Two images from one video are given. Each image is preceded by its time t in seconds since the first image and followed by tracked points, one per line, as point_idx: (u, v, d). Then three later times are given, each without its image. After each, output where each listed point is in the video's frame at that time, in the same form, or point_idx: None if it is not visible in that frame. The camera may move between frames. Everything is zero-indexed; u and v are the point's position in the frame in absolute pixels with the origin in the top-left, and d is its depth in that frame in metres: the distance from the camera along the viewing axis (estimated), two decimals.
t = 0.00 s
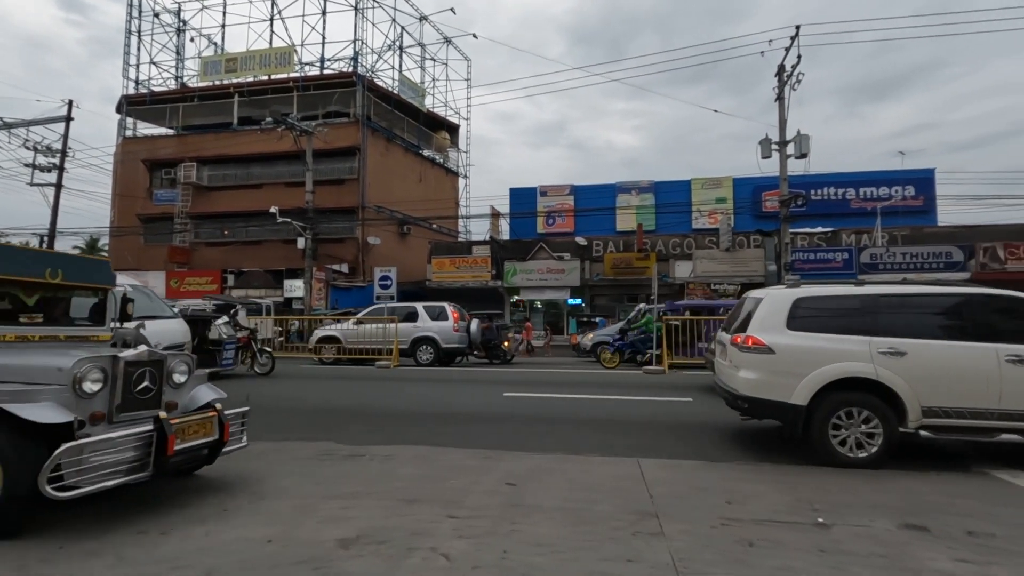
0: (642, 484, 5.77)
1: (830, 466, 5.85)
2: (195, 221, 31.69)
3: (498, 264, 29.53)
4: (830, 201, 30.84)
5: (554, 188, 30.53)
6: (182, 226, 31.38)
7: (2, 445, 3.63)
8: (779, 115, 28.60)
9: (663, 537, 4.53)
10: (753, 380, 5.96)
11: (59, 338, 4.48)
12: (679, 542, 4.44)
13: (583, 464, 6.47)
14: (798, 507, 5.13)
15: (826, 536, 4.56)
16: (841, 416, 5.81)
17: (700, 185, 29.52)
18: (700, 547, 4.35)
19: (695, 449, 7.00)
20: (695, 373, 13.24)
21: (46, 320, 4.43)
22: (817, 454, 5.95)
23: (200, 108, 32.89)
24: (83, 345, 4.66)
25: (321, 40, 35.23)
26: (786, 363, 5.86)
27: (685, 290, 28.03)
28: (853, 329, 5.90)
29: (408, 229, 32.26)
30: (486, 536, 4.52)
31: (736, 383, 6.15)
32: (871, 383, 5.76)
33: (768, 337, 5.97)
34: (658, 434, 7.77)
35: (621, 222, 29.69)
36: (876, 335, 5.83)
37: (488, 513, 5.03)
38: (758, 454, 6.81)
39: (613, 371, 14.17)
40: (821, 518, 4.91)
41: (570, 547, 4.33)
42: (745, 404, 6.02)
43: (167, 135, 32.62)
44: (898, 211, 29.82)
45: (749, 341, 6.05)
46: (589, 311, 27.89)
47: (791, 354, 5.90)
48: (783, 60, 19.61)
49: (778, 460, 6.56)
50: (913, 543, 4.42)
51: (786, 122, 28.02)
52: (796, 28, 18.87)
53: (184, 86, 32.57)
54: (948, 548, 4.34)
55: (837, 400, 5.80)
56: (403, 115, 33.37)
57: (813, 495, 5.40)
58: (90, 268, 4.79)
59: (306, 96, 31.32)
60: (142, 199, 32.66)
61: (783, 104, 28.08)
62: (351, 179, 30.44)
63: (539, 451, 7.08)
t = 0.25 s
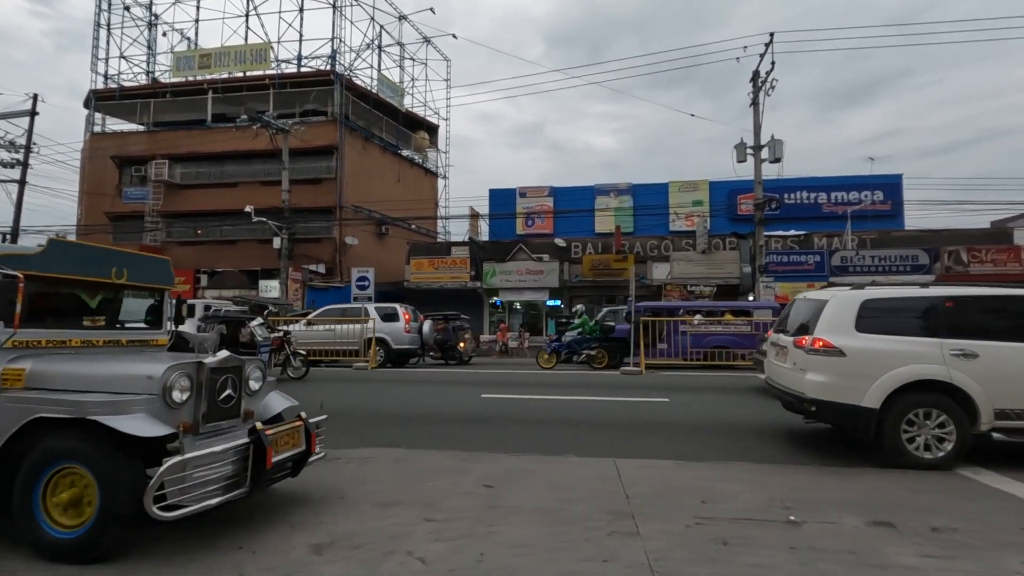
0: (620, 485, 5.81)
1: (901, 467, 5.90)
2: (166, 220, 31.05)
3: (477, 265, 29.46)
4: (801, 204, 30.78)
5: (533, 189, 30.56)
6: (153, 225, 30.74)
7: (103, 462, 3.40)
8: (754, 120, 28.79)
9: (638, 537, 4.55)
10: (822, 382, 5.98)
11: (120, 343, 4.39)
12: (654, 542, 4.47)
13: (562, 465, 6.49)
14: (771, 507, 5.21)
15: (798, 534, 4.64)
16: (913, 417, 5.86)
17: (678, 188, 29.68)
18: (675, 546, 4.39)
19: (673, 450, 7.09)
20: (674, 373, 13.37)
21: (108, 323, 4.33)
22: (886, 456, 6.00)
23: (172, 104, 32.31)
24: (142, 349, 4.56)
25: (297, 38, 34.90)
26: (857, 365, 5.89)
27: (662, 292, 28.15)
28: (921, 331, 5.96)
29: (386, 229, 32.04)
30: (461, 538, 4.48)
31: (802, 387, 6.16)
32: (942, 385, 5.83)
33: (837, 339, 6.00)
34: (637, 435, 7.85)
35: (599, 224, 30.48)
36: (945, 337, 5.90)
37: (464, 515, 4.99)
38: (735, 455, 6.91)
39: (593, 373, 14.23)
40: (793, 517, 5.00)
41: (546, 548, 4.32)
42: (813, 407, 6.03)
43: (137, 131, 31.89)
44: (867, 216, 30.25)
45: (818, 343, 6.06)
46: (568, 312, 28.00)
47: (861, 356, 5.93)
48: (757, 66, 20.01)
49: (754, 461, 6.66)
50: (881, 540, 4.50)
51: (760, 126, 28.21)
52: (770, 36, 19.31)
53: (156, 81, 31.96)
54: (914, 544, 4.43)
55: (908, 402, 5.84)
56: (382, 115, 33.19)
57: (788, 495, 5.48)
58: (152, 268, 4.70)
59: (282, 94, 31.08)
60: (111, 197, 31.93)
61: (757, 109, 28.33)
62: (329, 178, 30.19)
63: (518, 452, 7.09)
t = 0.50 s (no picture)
0: (596, 486, 5.85)
1: (972, 467, 5.94)
2: (135, 218, 30.27)
3: (455, 266, 29.25)
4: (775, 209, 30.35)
5: (512, 191, 30.53)
6: (121, 223, 29.94)
7: (240, 480, 3.13)
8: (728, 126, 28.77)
9: (616, 539, 4.55)
10: (894, 382, 6.01)
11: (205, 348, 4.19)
12: (632, 543, 4.47)
13: (539, 467, 6.51)
14: (746, 508, 5.28)
15: (771, 533, 4.70)
16: (985, 416, 5.91)
17: (654, 191, 29.82)
18: (653, 547, 4.39)
19: (649, 453, 7.17)
20: (650, 375, 13.49)
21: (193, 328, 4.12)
22: (956, 456, 6.04)
23: (141, 100, 31.55)
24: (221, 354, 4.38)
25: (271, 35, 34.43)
26: (929, 365, 5.94)
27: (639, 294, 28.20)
28: (989, 330, 6.05)
29: (363, 229, 31.70)
30: (437, 542, 4.44)
31: (871, 385, 6.18)
32: (1011, 383, 5.91)
33: (907, 338, 6.04)
34: (615, 439, 7.93)
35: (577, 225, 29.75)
36: (1012, 335, 6.00)
37: (439, 518, 4.94)
38: (710, 458, 7.02)
39: (570, 375, 14.30)
40: (767, 516, 5.07)
41: (524, 551, 4.29)
42: (881, 405, 6.07)
43: (103, 127, 31.05)
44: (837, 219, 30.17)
45: (888, 344, 6.09)
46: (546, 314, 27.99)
47: (933, 355, 5.98)
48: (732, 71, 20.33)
49: (728, 463, 6.78)
50: (851, 538, 4.59)
51: (734, 132, 28.26)
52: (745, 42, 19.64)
53: (124, 76, 31.17)
54: (882, 542, 4.54)
55: (980, 403, 5.91)
56: (359, 114, 32.86)
57: (761, 496, 5.58)
58: (230, 267, 4.49)
59: (257, 91, 30.68)
60: (76, 194, 31.01)
61: (732, 115, 28.32)
62: (305, 178, 29.81)
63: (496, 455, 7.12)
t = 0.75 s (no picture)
0: (577, 488, 5.88)
1: None
2: (104, 217, 29.48)
3: (435, 267, 28.94)
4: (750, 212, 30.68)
5: (492, 192, 30.44)
6: (89, 222, 29.13)
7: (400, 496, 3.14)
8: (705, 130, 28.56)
9: (597, 541, 4.54)
10: (966, 385, 6.09)
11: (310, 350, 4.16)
12: (613, 545, 4.46)
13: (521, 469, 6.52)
14: (725, 508, 5.34)
15: (749, 532, 4.75)
16: None
17: (633, 193, 29.93)
18: (634, 549, 4.39)
19: (628, 454, 7.23)
20: (630, 376, 13.58)
21: (297, 332, 4.09)
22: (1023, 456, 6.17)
23: (111, 95, 30.83)
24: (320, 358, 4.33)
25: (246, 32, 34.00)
26: (998, 367, 6.05)
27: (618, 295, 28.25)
28: None
29: (342, 229, 31.33)
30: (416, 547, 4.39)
31: (939, 387, 6.25)
32: None
33: (978, 341, 6.13)
34: (596, 440, 7.98)
35: (558, 227, 29.60)
36: None
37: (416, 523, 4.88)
38: (689, 459, 7.10)
39: (551, 377, 14.33)
40: (745, 516, 5.13)
41: (504, 554, 4.25)
42: (952, 408, 6.15)
43: (71, 123, 30.22)
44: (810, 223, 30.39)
45: (957, 347, 6.18)
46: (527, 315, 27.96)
47: (1001, 357, 6.08)
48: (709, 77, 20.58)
49: (706, 464, 6.86)
50: (826, 537, 4.66)
51: (711, 135, 28.00)
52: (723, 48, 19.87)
53: (93, 70, 30.45)
54: (856, 540, 4.62)
55: None
56: (337, 113, 32.54)
57: (740, 496, 5.65)
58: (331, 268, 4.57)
59: (232, 88, 30.23)
60: (42, 191, 30.10)
61: (709, 120, 27.87)
62: (282, 177, 29.41)
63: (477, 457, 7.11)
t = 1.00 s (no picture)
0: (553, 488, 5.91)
1: None
2: (73, 214, 28.71)
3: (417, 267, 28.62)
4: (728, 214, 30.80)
5: (473, 193, 30.36)
6: (58, 219, 28.34)
7: (573, 492, 3.09)
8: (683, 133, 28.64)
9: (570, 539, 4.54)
10: None
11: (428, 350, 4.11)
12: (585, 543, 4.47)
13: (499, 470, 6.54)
14: (703, 506, 5.41)
15: (726, 531, 4.81)
16: None
17: (613, 195, 30.00)
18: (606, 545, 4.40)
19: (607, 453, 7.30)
20: (609, 376, 13.69)
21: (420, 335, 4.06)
22: None
23: (81, 88, 30.15)
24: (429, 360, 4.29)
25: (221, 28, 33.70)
26: None
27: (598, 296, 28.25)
28: None
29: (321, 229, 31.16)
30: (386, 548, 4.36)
31: (1007, 388, 6.37)
32: None
33: None
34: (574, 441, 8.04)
35: (538, 228, 29.73)
36: None
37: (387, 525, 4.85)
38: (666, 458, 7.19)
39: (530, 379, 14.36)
40: (722, 514, 5.20)
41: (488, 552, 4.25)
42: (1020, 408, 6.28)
43: (38, 117, 29.40)
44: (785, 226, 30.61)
45: None
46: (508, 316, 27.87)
47: None
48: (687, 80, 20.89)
49: (682, 464, 6.96)
50: (800, 534, 4.75)
51: (691, 139, 27.88)
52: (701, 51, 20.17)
53: (62, 63, 29.87)
54: (829, 536, 4.71)
55: None
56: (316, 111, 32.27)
57: (716, 494, 5.73)
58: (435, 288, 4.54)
59: (208, 84, 29.88)
60: (8, 187, 29.20)
61: (687, 122, 27.92)
62: (258, 174, 28.96)
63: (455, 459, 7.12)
